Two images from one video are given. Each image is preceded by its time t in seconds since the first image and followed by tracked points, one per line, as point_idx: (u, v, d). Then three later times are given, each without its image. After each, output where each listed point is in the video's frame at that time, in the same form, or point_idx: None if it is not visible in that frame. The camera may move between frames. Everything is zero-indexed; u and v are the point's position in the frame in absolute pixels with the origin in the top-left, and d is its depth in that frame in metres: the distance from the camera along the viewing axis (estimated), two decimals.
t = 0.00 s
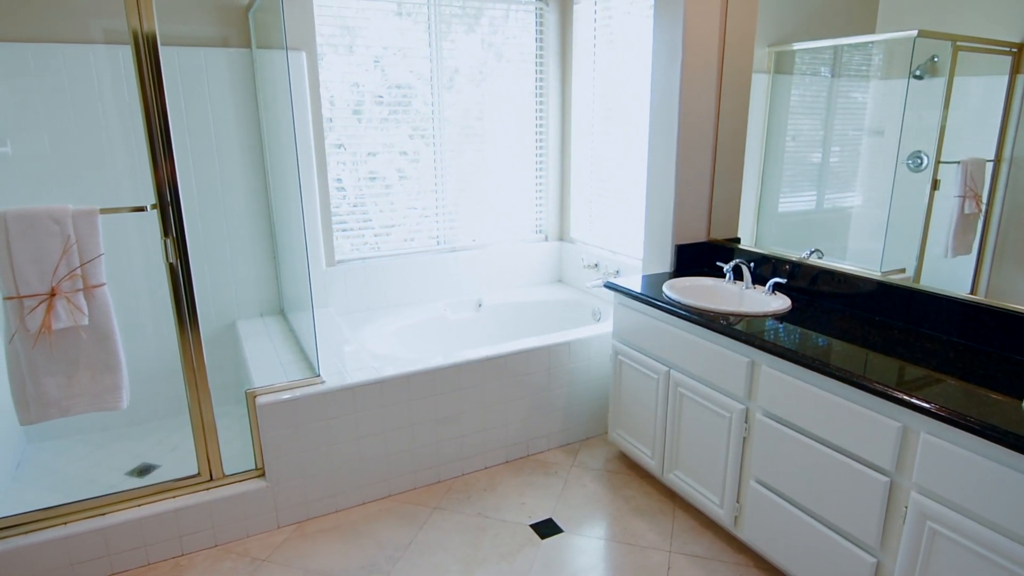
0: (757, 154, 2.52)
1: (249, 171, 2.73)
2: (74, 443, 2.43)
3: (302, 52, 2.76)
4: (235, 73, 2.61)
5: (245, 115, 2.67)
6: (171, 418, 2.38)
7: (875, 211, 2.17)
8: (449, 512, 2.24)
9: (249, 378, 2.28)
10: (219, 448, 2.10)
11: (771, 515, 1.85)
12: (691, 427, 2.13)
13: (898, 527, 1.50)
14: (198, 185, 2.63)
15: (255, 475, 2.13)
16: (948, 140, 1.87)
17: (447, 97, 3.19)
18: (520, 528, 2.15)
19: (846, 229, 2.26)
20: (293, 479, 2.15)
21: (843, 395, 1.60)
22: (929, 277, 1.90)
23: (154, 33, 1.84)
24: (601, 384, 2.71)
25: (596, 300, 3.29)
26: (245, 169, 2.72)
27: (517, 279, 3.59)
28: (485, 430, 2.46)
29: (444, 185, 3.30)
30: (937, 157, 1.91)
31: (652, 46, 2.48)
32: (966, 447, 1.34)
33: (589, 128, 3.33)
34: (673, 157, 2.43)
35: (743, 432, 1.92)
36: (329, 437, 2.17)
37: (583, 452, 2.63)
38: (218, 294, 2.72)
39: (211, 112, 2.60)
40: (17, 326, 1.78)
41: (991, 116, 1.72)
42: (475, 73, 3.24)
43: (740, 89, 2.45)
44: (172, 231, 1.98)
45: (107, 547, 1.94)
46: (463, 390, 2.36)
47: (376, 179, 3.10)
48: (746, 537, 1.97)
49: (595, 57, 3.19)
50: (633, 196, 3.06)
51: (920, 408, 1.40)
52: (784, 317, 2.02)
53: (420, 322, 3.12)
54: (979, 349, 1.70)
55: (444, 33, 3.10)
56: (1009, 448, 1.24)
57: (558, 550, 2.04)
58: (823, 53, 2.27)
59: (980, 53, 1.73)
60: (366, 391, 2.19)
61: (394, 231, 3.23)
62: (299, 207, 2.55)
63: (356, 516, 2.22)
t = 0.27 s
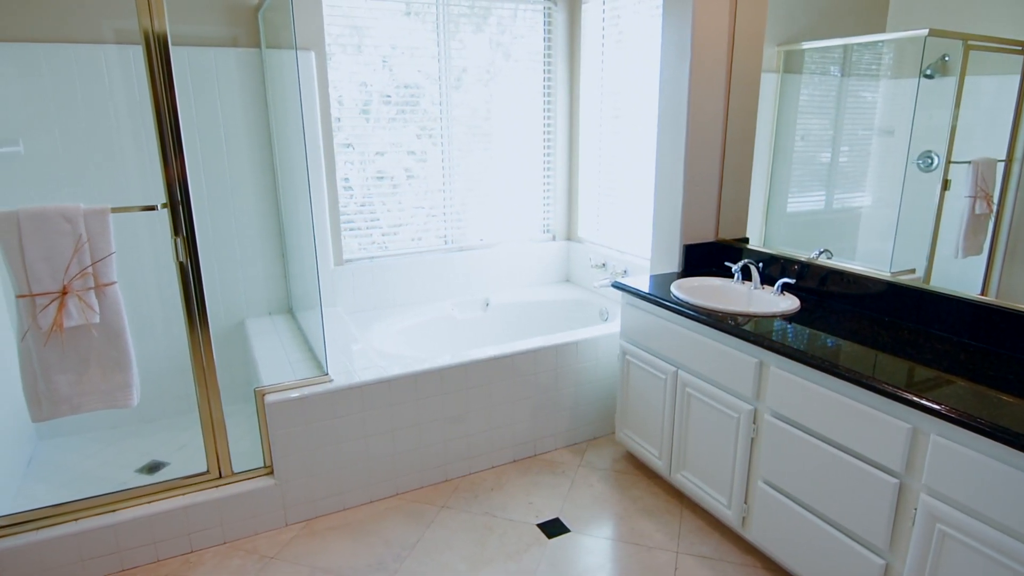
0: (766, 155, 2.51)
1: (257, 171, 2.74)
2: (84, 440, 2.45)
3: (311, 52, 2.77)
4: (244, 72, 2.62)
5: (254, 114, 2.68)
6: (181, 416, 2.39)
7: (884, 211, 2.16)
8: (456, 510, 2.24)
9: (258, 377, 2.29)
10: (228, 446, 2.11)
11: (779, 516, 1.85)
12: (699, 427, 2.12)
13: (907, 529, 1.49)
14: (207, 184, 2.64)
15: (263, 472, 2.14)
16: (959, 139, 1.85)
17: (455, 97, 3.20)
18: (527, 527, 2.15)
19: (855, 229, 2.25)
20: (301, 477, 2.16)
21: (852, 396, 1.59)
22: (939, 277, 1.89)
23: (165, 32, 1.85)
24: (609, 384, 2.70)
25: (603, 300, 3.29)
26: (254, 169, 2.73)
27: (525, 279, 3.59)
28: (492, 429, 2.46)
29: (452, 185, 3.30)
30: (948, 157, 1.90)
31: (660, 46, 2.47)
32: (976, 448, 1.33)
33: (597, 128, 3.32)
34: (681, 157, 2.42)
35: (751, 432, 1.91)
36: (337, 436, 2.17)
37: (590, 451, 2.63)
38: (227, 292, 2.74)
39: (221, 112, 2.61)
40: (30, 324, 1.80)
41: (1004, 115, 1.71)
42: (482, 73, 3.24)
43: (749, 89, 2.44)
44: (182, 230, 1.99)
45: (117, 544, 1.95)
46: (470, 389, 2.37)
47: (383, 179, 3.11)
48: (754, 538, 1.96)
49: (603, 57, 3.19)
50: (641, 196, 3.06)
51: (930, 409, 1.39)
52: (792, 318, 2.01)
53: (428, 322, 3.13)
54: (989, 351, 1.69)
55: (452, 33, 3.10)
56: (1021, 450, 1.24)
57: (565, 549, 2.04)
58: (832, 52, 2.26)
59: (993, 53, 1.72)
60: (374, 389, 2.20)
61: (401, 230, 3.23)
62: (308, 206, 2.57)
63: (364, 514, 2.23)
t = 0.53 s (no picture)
0: (774, 155, 2.50)
1: (266, 171, 2.75)
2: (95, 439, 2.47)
3: (319, 53, 2.78)
4: (254, 73, 2.63)
5: (264, 115, 2.70)
6: (190, 415, 2.41)
7: (893, 211, 2.15)
8: (463, 510, 2.25)
9: (266, 376, 2.30)
10: (237, 445, 2.13)
11: (787, 518, 1.84)
12: (706, 429, 2.12)
13: (917, 532, 1.48)
14: (217, 185, 2.66)
15: (271, 471, 2.15)
16: (970, 139, 1.84)
17: (463, 97, 3.20)
18: (534, 527, 2.15)
19: (864, 230, 2.24)
20: (309, 476, 2.17)
21: (861, 398, 1.58)
22: (949, 279, 1.88)
23: (176, 33, 1.87)
24: (616, 385, 2.70)
25: (611, 301, 3.28)
26: (263, 169, 2.75)
27: (532, 279, 3.59)
28: (499, 429, 2.46)
29: (460, 185, 3.31)
30: (959, 157, 1.88)
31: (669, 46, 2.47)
32: (986, 451, 1.32)
33: (605, 128, 3.32)
34: (690, 157, 2.41)
35: (759, 434, 1.91)
36: (344, 435, 2.18)
37: (596, 452, 2.63)
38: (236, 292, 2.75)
39: (230, 112, 2.63)
40: (42, 322, 1.81)
41: (1016, 115, 1.68)
42: (490, 73, 3.25)
43: (758, 90, 2.43)
44: (192, 230, 2.00)
45: (126, 541, 1.97)
46: (478, 389, 2.37)
47: (391, 179, 3.12)
48: (761, 540, 1.96)
49: (611, 57, 3.18)
50: (649, 196, 3.05)
51: (940, 411, 1.38)
52: (801, 319, 2.00)
53: (435, 322, 3.13)
54: (1001, 353, 1.68)
55: (460, 33, 3.11)
56: None
57: (572, 550, 2.04)
58: (842, 52, 2.25)
59: (1004, 53, 1.68)
60: (381, 389, 2.20)
61: (409, 230, 3.24)
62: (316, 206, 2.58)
63: (371, 513, 2.24)
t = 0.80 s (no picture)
0: (782, 156, 2.49)
1: (274, 171, 2.77)
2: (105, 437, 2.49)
3: (328, 53, 2.79)
4: (262, 74, 2.65)
5: (272, 115, 2.71)
6: (199, 413, 2.43)
7: (902, 212, 2.14)
8: (470, 510, 2.25)
9: (275, 375, 2.32)
10: (245, 444, 2.14)
11: (794, 521, 1.84)
12: (713, 430, 2.11)
13: (925, 535, 1.48)
14: (226, 185, 2.67)
15: (279, 470, 2.16)
16: (980, 140, 1.82)
17: (471, 97, 3.21)
18: (541, 528, 2.16)
19: (873, 231, 2.22)
20: (317, 475, 2.18)
21: (869, 400, 1.58)
22: (959, 281, 1.86)
23: (186, 35, 1.88)
24: (623, 386, 2.70)
25: (618, 301, 3.28)
26: (271, 169, 2.76)
27: (539, 280, 3.60)
28: (506, 429, 2.47)
29: (467, 185, 3.31)
30: (970, 158, 1.86)
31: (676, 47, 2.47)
32: (996, 455, 1.31)
33: (612, 128, 3.32)
34: (697, 158, 2.41)
35: (767, 436, 1.91)
36: (351, 434, 2.19)
37: (603, 453, 2.63)
38: (244, 291, 2.77)
39: (239, 113, 2.64)
40: (53, 321, 1.83)
41: None
42: (498, 73, 3.25)
43: (767, 91, 2.42)
44: (202, 230, 2.01)
45: (136, 539, 1.98)
46: (484, 390, 2.37)
47: (399, 179, 3.12)
48: (768, 542, 1.95)
49: (619, 58, 3.18)
50: (656, 197, 3.05)
51: (948, 414, 1.38)
52: (809, 321, 2.00)
53: (443, 322, 3.14)
54: (1011, 356, 1.67)
55: (467, 33, 3.11)
56: None
57: (578, 551, 2.04)
58: (851, 52, 2.24)
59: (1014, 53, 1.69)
60: (388, 389, 2.21)
61: (416, 230, 3.25)
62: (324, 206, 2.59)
63: (378, 513, 2.25)
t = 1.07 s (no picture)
0: (791, 156, 2.48)
1: (284, 171, 2.78)
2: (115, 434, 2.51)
3: (337, 54, 2.80)
4: (271, 74, 2.66)
5: (281, 116, 2.73)
6: (207, 412, 2.44)
7: (911, 212, 2.13)
8: (477, 510, 2.26)
9: (283, 374, 2.33)
10: (254, 442, 2.15)
11: (801, 522, 1.83)
12: (721, 431, 2.11)
13: (933, 538, 1.47)
14: (235, 185, 2.69)
15: (288, 469, 2.17)
16: (991, 140, 1.81)
17: (478, 97, 3.21)
18: (547, 528, 2.16)
19: (881, 231, 2.22)
20: (325, 474, 2.19)
21: (878, 402, 1.57)
22: (969, 282, 1.85)
23: (196, 36, 1.90)
24: (630, 387, 2.70)
25: (625, 302, 3.28)
26: (280, 169, 2.78)
27: (546, 280, 3.60)
28: (513, 429, 2.47)
29: (475, 185, 3.32)
30: (980, 158, 1.85)
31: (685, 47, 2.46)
32: (1005, 458, 1.31)
33: (620, 128, 3.31)
34: (706, 159, 2.41)
35: (774, 437, 1.90)
36: (359, 434, 2.20)
37: (610, 453, 2.63)
38: (253, 291, 2.79)
39: (250, 113, 2.66)
40: (65, 320, 1.85)
41: None
42: (505, 73, 3.25)
43: (776, 92, 2.41)
44: (212, 230, 2.03)
45: (146, 536, 2.00)
46: (491, 390, 2.38)
47: (406, 178, 3.13)
48: (776, 544, 1.95)
49: (627, 58, 3.18)
50: (664, 197, 3.05)
51: (958, 417, 1.37)
52: (817, 322, 1.99)
53: (450, 322, 3.15)
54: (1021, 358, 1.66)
55: (474, 33, 3.11)
56: None
57: (584, 551, 2.04)
58: (860, 52, 2.22)
59: None
60: (396, 388, 2.22)
61: (423, 230, 3.25)
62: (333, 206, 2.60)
63: (385, 512, 2.26)
